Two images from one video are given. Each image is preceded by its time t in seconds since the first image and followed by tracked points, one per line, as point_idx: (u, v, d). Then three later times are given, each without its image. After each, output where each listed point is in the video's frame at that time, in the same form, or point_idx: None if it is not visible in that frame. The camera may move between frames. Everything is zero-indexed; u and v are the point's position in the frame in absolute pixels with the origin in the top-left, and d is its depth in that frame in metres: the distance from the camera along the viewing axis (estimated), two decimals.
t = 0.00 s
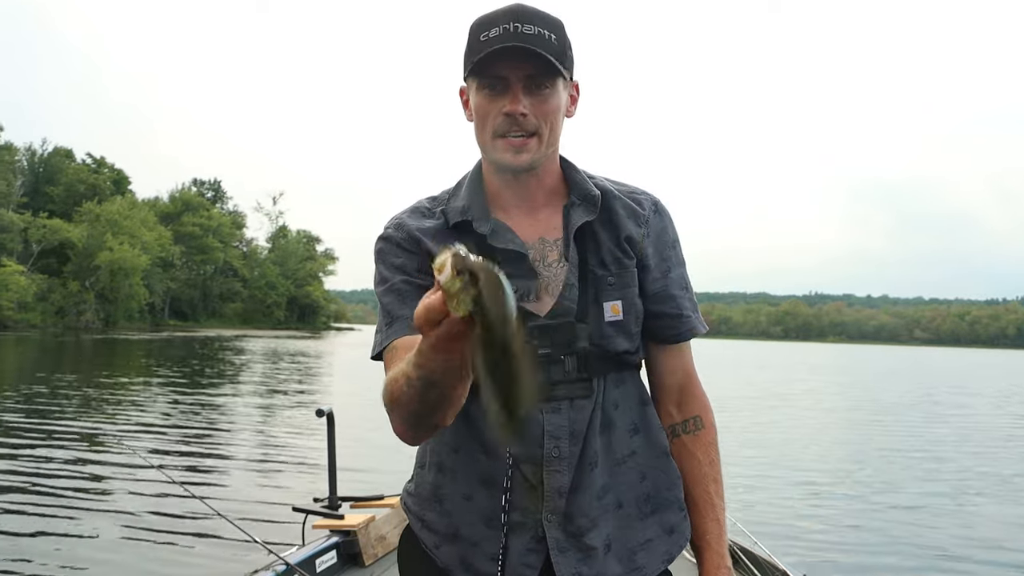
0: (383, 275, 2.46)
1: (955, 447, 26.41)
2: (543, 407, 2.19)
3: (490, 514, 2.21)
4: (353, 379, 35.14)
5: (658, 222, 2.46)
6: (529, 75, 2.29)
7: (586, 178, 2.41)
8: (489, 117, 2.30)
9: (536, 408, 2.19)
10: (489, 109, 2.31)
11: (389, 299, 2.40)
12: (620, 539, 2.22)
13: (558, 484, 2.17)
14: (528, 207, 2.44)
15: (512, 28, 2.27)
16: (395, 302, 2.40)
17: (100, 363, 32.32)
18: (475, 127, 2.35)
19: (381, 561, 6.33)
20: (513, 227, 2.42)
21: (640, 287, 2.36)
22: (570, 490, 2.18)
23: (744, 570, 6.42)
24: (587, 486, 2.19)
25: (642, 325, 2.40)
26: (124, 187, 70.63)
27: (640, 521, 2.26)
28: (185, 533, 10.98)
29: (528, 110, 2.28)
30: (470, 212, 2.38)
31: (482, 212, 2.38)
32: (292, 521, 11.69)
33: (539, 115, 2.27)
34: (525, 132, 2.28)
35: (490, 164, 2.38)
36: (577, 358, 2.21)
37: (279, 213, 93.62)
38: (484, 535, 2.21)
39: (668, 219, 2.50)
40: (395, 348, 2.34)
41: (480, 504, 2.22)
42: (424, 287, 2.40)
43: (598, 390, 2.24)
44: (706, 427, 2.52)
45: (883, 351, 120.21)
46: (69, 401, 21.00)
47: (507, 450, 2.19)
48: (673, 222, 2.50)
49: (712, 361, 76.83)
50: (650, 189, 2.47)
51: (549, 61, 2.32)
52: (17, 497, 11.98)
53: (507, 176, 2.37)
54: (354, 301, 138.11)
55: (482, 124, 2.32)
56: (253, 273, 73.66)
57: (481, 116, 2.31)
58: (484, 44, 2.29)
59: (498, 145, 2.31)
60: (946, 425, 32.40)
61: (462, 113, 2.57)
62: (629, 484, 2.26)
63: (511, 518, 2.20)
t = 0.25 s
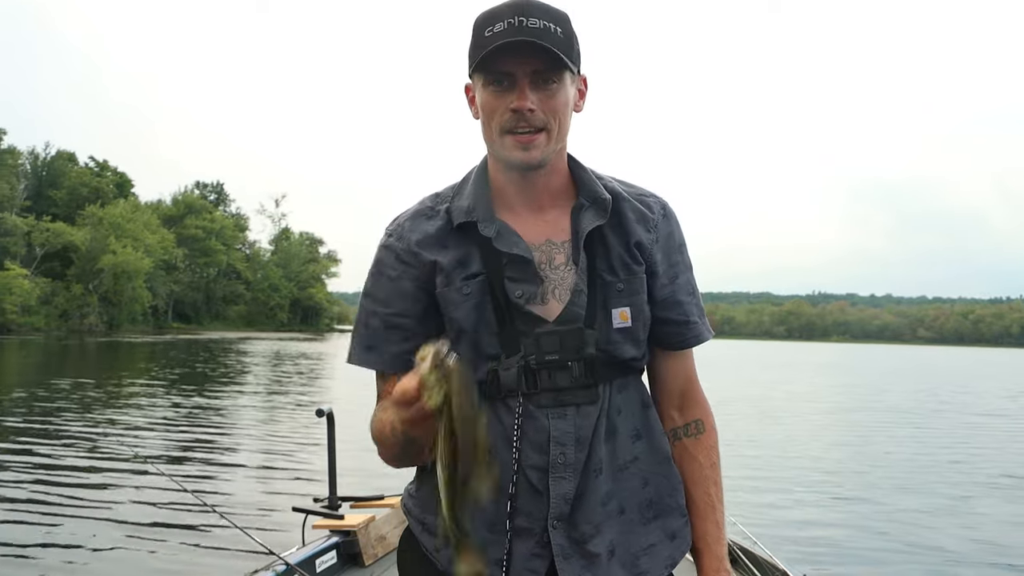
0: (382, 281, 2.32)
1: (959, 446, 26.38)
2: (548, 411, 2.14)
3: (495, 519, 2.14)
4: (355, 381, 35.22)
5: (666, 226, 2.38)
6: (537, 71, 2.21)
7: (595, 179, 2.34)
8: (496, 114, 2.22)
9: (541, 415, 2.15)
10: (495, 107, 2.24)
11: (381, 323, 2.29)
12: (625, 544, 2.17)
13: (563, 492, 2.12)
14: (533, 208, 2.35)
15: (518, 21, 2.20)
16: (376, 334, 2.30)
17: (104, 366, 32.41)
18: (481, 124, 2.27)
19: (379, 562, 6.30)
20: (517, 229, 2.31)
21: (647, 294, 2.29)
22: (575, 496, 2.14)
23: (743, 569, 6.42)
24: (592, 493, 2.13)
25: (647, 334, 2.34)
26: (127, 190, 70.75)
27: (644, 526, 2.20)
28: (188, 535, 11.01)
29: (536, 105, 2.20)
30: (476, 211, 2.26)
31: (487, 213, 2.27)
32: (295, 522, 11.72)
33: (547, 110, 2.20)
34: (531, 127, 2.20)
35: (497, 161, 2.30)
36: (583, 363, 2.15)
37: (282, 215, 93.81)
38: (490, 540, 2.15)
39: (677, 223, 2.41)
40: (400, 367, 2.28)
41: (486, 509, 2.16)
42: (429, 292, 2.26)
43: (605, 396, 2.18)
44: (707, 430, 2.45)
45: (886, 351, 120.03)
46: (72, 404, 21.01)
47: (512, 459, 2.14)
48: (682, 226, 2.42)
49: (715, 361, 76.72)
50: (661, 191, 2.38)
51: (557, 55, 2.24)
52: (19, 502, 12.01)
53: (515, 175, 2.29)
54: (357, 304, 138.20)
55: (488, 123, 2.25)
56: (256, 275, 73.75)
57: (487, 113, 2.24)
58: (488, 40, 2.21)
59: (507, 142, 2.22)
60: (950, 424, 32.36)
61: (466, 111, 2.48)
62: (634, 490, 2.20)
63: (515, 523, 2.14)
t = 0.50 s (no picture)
0: (387, 284, 2.41)
1: (962, 448, 26.33)
2: (546, 416, 2.14)
3: (497, 519, 2.20)
4: (359, 383, 35.23)
5: (673, 220, 2.24)
6: (542, 63, 2.21)
7: (596, 172, 2.26)
8: (499, 108, 2.22)
9: (540, 417, 2.15)
10: (499, 101, 2.24)
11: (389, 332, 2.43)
12: (627, 546, 2.14)
13: (563, 493, 2.11)
14: (537, 208, 2.35)
15: (523, 14, 2.20)
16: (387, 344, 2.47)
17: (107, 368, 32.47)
18: (484, 119, 2.27)
19: (380, 563, 6.27)
20: (514, 229, 2.32)
21: (649, 292, 2.19)
22: (575, 500, 2.12)
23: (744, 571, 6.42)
24: (592, 495, 2.12)
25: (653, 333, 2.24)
26: (130, 192, 70.90)
27: (646, 528, 2.17)
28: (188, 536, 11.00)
29: (540, 99, 2.21)
30: (472, 210, 2.28)
31: (484, 212, 2.29)
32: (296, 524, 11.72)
33: (552, 104, 2.20)
34: (536, 122, 2.20)
35: (500, 159, 2.29)
36: (580, 363, 2.13)
37: (285, 217, 93.97)
38: (490, 541, 2.20)
39: (687, 214, 2.27)
40: (413, 365, 2.51)
41: (487, 510, 2.21)
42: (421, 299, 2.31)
43: (605, 398, 2.16)
44: (718, 430, 2.35)
45: (890, 352, 119.78)
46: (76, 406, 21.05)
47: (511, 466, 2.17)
48: (692, 219, 2.26)
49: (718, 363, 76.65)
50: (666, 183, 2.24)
51: (562, 47, 2.22)
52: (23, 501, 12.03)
53: (516, 172, 2.28)
54: (360, 305, 138.30)
55: (493, 117, 2.25)
56: (260, 277, 73.83)
57: (490, 107, 2.25)
58: (493, 33, 2.21)
59: (509, 137, 2.22)
60: (953, 426, 32.30)
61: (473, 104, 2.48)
62: (634, 492, 2.17)
63: (516, 524, 2.17)
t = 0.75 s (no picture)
0: (395, 281, 2.47)
1: (966, 450, 26.27)
2: (546, 414, 2.14)
3: (497, 517, 2.20)
4: (361, 383, 35.25)
5: (674, 214, 2.18)
6: (544, 61, 2.21)
7: (597, 169, 2.25)
8: (501, 108, 2.23)
9: (540, 416, 2.15)
10: (502, 100, 2.24)
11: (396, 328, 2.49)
12: (624, 546, 2.11)
13: (560, 493, 2.10)
14: (540, 204, 2.35)
15: (525, 12, 2.19)
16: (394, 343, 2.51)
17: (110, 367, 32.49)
18: (487, 120, 2.29)
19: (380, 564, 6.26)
20: (516, 226, 2.34)
21: (647, 288, 2.13)
22: (573, 499, 2.10)
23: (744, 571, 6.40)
24: (589, 495, 2.09)
25: (655, 330, 2.17)
26: (134, 193, 71.05)
27: (647, 529, 2.12)
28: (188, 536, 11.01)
29: (543, 98, 2.20)
30: (474, 208, 2.32)
31: (488, 211, 2.31)
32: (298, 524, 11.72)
33: (553, 103, 2.19)
34: (537, 121, 2.20)
35: (503, 157, 2.30)
36: (577, 362, 2.11)
37: (289, 217, 94.14)
38: (490, 538, 2.21)
39: (690, 208, 2.19)
40: (423, 362, 2.55)
41: (487, 507, 2.22)
42: (423, 297, 2.36)
43: (606, 397, 2.13)
44: (733, 432, 2.22)
45: (893, 353, 119.62)
46: (79, 406, 21.06)
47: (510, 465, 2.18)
48: (698, 213, 2.20)
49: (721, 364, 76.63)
50: (669, 178, 2.19)
51: (564, 45, 2.21)
52: (24, 499, 12.06)
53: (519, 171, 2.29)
54: (364, 306, 138.54)
55: (494, 116, 2.25)
56: (263, 277, 73.90)
57: (493, 107, 2.25)
58: (495, 32, 2.21)
59: (512, 138, 2.23)
60: (957, 428, 32.23)
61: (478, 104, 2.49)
62: (633, 491, 2.12)
63: (515, 523, 2.17)
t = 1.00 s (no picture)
0: (399, 277, 2.47)
1: (969, 451, 26.24)
2: (548, 415, 2.13)
3: (496, 517, 2.20)
4: (364, 382, 35.29)
5: (679, 216, 2.16)
6: (556, 60, 2.20)
7: (604, 171, 2.24)
8: (512, 106, 2.22)
9: (542, 417, 2.14)
10: (512, 98, 2.24)
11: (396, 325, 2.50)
12: (625, 551, 2.11)
13: (561, 495, 2.09)
14: (546, 204, 2.36)
15: (537, 10, 2.19)
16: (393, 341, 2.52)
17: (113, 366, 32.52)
18: (497, 118, 2.27)
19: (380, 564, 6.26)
20: (522, 226, 2.34)
21: (652, 289, 2.12)
22: (574, 501, 2.10)
23: (745, 570, 6.39)
24: (588, 498, 2.09)
25: (659, 333, 2.16)
26: (138, 192, 71.22)
27: (647, 533, 2.13)
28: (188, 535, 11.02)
29: (552, 97, 2.20)
30: (480, 207, 2.32)
31: (495, 211, 2.31)
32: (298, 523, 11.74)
33: (564, 103, 2.19)
34: (545, 119, 2.19)
35: (511, 155, 2.30)
36: (581, 363, 2.10)
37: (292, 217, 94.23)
38: (489, 537, 2.21)
39: (695, 212, 2.18)
40: (422, 363, 2.56)
41: (488, 507, 2.21)
42: (426, 294, 2.36)
43: (609, 398, 2.11)
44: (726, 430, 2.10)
45: (896, 353, 119.49)
46: (82, 405, 21.09)
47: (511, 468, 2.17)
48: (703, 214, 2.18)
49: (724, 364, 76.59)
50: (675, 180, 2.18)
51: (575, 45, 2.21)
52: (25, 500, 12.07)
53: (526, 168, 2.28)
54: (368, 306, 138.68)
55: (504, 113, 2.25)
56: (266, 277, 73.97)
57: (503, 105, 2.24)
58: (506, 29, 2.21)
59: (521, 135, 2.22)
60: (960, 429, 32.21)
61: (484, 103, 2.47)
62: (632, 493, 2.12)
63: (515, 523, 2.17)
